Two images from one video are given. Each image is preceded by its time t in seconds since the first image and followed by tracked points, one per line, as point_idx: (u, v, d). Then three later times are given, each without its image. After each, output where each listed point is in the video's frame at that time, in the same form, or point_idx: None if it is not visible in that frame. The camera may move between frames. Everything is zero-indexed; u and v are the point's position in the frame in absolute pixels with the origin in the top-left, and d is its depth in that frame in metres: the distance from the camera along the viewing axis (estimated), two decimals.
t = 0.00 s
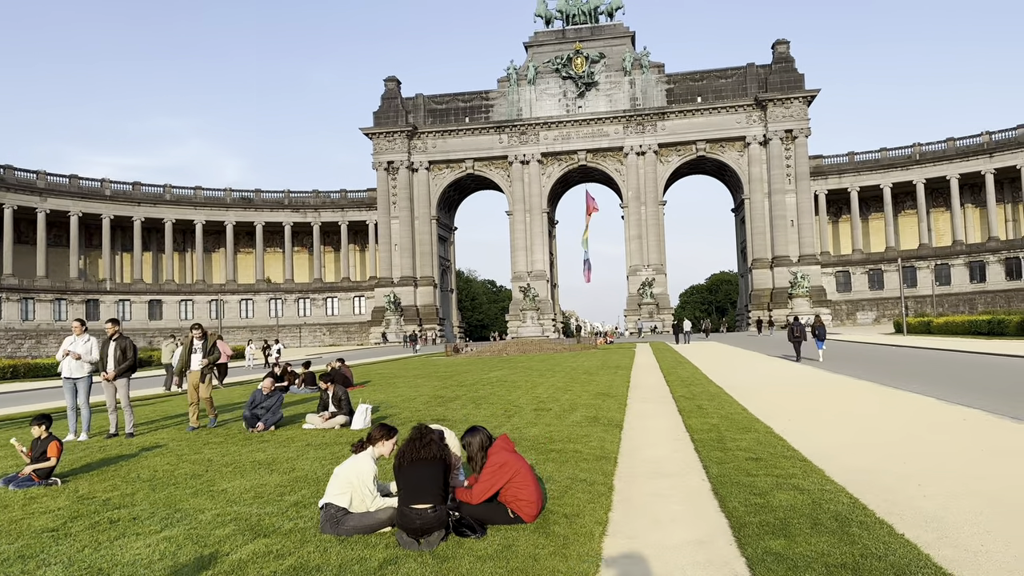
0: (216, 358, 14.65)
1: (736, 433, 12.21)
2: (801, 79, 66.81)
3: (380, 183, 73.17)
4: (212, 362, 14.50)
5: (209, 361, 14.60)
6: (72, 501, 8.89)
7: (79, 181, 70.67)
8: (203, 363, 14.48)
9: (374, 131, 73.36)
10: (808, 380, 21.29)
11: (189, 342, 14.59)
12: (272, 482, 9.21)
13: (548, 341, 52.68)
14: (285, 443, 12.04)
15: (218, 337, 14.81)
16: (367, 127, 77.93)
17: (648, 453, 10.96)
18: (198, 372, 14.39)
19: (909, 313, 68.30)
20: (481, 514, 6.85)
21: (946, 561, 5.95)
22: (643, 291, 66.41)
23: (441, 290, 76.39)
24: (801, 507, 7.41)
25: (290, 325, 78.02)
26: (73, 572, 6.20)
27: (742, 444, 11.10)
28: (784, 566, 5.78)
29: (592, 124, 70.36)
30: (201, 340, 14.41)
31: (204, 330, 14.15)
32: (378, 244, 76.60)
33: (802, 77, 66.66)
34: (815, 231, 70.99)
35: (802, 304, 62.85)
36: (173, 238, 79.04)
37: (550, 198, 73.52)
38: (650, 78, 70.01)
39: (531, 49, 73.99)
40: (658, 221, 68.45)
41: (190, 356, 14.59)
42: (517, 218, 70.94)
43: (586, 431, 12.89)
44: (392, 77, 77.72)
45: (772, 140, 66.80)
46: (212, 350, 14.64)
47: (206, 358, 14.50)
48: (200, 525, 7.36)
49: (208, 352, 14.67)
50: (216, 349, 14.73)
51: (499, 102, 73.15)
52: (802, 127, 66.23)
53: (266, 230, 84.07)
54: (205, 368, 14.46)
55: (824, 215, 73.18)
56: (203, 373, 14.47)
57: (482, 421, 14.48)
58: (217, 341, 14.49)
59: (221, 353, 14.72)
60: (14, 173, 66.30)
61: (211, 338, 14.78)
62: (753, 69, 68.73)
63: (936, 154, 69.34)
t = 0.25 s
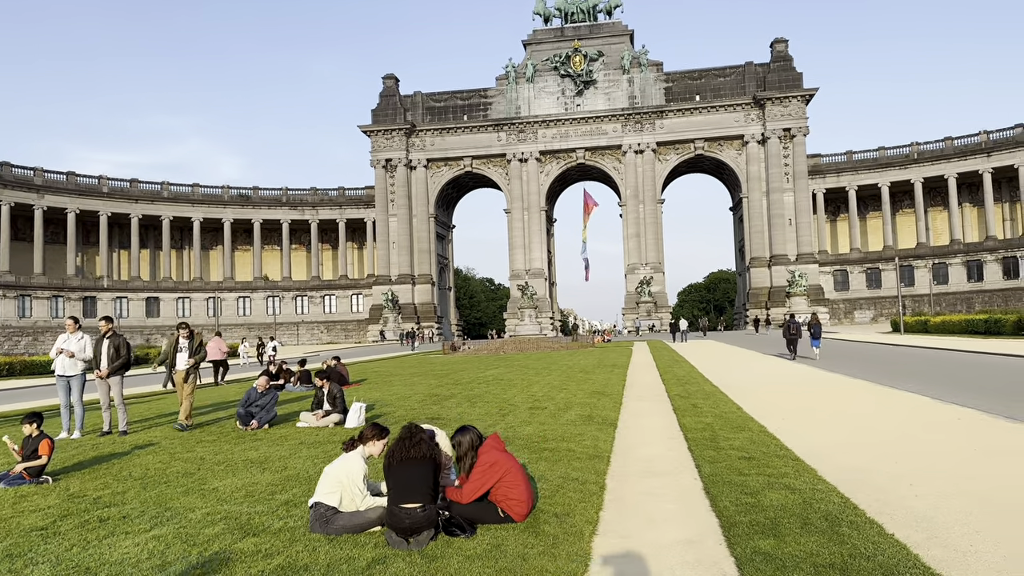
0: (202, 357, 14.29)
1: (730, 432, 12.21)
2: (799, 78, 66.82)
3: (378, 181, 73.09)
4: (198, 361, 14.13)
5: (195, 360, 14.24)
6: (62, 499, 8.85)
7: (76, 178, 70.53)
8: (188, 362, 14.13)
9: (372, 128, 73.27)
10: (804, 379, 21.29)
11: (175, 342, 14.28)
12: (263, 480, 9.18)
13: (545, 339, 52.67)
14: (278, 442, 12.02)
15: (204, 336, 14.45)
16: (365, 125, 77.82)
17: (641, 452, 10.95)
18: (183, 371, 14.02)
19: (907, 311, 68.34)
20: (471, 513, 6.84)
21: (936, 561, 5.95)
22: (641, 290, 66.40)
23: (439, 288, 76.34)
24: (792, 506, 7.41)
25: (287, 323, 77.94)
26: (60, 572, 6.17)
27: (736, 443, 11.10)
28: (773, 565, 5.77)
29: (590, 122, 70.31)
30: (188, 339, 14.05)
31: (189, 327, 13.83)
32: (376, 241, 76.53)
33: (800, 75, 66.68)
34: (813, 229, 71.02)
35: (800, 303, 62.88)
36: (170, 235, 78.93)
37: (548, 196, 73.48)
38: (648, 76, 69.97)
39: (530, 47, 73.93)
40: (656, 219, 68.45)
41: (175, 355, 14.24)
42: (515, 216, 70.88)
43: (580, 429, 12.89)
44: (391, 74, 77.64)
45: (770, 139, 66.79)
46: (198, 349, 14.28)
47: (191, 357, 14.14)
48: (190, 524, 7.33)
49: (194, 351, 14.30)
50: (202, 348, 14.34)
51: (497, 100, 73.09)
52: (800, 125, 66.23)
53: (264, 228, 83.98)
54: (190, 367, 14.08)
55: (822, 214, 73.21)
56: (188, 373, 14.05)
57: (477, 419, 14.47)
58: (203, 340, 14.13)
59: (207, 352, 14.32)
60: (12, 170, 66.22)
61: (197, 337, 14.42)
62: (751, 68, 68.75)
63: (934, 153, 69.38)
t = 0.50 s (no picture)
0: (188, 356, 13.88)
1: (723, 431, 12.20)
2: (797, 78, 66.87)
3: (376, 179, 73.01)
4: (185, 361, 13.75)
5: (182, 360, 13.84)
6: (53, 497, 8.79)
7: (73, 176, 70.35)
8: (174, 362, 13.73)
9: (369, 127, 73.20)
10: (799, 378, 21.31)
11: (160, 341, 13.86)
12: (255, 479, 9.15)
13: (543, 338, 52.68)
14: (271, 440, 11.99)
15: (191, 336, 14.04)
16: (363, 123, 77.73)
17: (635, 451, 10.94)
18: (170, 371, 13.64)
19: (903, 311, 68.43)
20: (461, 512, 6.82)
21: (926, 561, 5.93)
22: (638, 289, 66.42)
23: (436, 287, 76.32)
24: (783, 505, 7.41)
25: (285, 321, 77.88)
26: (48, 571, 6.13)
27: (729, 442, 11.09)
28: (762, 565, 5.76)
29: (588, 121, 70.30)
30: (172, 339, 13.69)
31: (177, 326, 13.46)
32: (374, 240, 76.46)
33: (798, 75, 66.71)
34: (810, 229, 71.11)
35: (797, 303, 62.94)
36: (168, 233, 78.80)
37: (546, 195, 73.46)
38: (646, 76, 69.96)
39: (528, 45, 73.84)
40: (653, 219, 68.53)
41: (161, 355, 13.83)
42: (512, 215, 70.83)
43: (574, 428, 12.89)
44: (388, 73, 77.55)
45: (767, 139, 66.84)
46: (183, 349, 13.85)
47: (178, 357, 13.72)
48: (179, 523, 7.29)
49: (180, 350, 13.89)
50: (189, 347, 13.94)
51: (495, 99, 73.05)
52: (798, 125, 66.27)
53: (261, 226, 83.89)
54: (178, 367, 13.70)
55: (819, 214, 73.31)
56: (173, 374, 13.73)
57: (471, 417, 14.48)
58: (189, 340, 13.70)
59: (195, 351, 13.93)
60: (8, 167, 66.07)
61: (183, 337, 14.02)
62: (749, 67, 68.78)
63: (932, 153, 69.47)
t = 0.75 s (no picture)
0: (171, 353, 13.53)
1: (718, 430, 12.18)
2: (795, 77, 66.88)
3: (373, 177, 72.87)
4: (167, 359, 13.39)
5: (165, 357, 13.48)
6: (43, 496, 8.71)
7: (69, 173, 70.15)
8: (157, 360, 13.39)
9: (367, 125, 73.08)
10: (795, 378, 21.29)
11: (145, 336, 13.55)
12: (247, 477, 9.08)
13: (539, 337, 52.66)
14: (264, 438, 11.91)
15: (174, 332, 13.65)
16: (360, 121, 77.59)
17: (629, 450, 10.89)
18: (152, 369, 13.33)
19: (900, 311, 68.50)
20: (452, 510, 6.77)
21: (920, 561, 5.90)
22: (636, 288, 66.42)
23: (434, 286, 76.24)
24: (777, 505, 7.37)
25: (282, 319, 77.74)
26: (33, 570, 6.06)
27: (724, 442, 11.06)
28: (755, 565, 5.72)
29: (586, 120, 70.26)
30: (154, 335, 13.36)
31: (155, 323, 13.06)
32: (371, 238, 76.31)
33: (796, 75, 66.74)
34: (808, 229, 71.15)
35: (794, 302, 63.04)
36: (164, 231, 78.61)
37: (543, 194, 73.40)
38: (644, 75, 69.91)
39: (526, 44, 73.76)
40: (651, 218, 68.49)
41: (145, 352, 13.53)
42: (510, 214, 70.74)
43: (569, 427, 12.84)
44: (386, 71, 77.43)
45: (765, 138, 66.89)
46: (165, 345, 13.50)
47: (160, 355, 13.37)
48: (169, 521, 7.22)
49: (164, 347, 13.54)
50: (172, 344, 13.55)
51: (493, 97, 72.95)
52: (796, 125, 66.29)
53: (258, 224, 83.73)
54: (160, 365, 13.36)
55: (817, 213, 73.36)
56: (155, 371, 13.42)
57: (467, 416, 14.43)
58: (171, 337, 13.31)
59: (178, 348, 13.54)
60: (4, 164, 65.86)
61: (168, 333, 13.64)
62: (747, 67, 68.78)
63: (929, 153, 69.56)
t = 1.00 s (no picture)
0: (151, 350, 13.29)
1: (714, 430, 12.12)
2: (793, 77, 66.89)
3: (370, 176, 72.70)
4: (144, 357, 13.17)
5: (143, 355, 13.26)
6: (30, 495, 8.60)
7: (66, 170, 69.91)
8: (135, 357, 13.14)
9: (365, 123, 72.93)
10: (791, 377, 21.23)
11: (124, 334, 13.33)
12: (237, 476, 8.98)
13: (536, 336, 52.58)
14: (256, 437, 11.81)
15: (155, 330, 13.44)
16: (358, 119, 77.42)
17: (624, 450, 10.81)
18: (130, 367, 13.07)
19: (897, 311, 68.54)
20: (444, 510, 6.69)
21: (916, 563, 5.83)
22: (633, 288, 66.42)
23: (431, 285, 76.14)
24: (771, 506, 7.31)
25: (278, 318, 77.58)
26: (17, 571, 5.96)
27: (719, 442, 10.98)
28: (749, 567, 5.65)
29: (584, 119, 70.18)
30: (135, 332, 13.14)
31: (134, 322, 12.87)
32: (368, 236, 76.16)
33: (793, 75, 66.75)
34: (805, 229, 71.16)
35: (791, 302, 63.11)
36: (161, 228, 78.38)
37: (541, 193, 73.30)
38: (642, 74, 69.86)
39: (524, 43, 73.66)
40: (648, 218, 68.44)
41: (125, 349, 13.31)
42: (507, 213, 70.65)
43: (563, 427, 12.77)
44: (384, 69, 77.25)
45: (763, 138, 66.91)
46: (145, 342, 13.27)
47: (138, 352, 13.13)
48: (156, 521, 7.12)
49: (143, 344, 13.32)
50: (152, 341, 13.34)
51: (491, 96, 72.84)
52: (794, 125, 66.30)
53: (255, 222, 83.52)
54: (138, 363, 13.13)
55: (814, 213, 73.40)
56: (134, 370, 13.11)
57: (461, 415, 14.34)
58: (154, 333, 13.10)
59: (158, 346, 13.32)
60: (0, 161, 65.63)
61: (148, 330, 13.41)
62: (745, 66, 68.76)
63: (926, 153, 69.61)
